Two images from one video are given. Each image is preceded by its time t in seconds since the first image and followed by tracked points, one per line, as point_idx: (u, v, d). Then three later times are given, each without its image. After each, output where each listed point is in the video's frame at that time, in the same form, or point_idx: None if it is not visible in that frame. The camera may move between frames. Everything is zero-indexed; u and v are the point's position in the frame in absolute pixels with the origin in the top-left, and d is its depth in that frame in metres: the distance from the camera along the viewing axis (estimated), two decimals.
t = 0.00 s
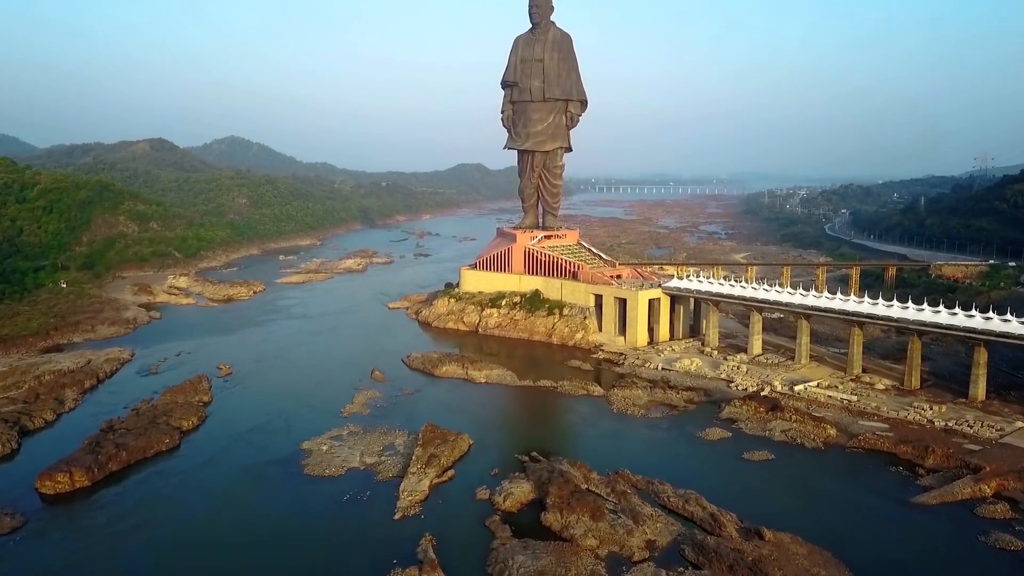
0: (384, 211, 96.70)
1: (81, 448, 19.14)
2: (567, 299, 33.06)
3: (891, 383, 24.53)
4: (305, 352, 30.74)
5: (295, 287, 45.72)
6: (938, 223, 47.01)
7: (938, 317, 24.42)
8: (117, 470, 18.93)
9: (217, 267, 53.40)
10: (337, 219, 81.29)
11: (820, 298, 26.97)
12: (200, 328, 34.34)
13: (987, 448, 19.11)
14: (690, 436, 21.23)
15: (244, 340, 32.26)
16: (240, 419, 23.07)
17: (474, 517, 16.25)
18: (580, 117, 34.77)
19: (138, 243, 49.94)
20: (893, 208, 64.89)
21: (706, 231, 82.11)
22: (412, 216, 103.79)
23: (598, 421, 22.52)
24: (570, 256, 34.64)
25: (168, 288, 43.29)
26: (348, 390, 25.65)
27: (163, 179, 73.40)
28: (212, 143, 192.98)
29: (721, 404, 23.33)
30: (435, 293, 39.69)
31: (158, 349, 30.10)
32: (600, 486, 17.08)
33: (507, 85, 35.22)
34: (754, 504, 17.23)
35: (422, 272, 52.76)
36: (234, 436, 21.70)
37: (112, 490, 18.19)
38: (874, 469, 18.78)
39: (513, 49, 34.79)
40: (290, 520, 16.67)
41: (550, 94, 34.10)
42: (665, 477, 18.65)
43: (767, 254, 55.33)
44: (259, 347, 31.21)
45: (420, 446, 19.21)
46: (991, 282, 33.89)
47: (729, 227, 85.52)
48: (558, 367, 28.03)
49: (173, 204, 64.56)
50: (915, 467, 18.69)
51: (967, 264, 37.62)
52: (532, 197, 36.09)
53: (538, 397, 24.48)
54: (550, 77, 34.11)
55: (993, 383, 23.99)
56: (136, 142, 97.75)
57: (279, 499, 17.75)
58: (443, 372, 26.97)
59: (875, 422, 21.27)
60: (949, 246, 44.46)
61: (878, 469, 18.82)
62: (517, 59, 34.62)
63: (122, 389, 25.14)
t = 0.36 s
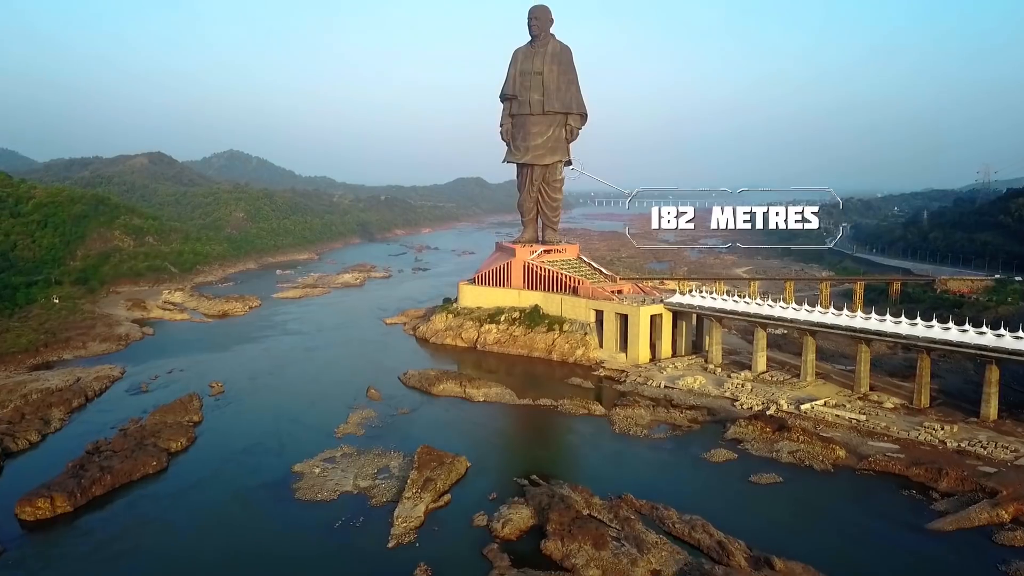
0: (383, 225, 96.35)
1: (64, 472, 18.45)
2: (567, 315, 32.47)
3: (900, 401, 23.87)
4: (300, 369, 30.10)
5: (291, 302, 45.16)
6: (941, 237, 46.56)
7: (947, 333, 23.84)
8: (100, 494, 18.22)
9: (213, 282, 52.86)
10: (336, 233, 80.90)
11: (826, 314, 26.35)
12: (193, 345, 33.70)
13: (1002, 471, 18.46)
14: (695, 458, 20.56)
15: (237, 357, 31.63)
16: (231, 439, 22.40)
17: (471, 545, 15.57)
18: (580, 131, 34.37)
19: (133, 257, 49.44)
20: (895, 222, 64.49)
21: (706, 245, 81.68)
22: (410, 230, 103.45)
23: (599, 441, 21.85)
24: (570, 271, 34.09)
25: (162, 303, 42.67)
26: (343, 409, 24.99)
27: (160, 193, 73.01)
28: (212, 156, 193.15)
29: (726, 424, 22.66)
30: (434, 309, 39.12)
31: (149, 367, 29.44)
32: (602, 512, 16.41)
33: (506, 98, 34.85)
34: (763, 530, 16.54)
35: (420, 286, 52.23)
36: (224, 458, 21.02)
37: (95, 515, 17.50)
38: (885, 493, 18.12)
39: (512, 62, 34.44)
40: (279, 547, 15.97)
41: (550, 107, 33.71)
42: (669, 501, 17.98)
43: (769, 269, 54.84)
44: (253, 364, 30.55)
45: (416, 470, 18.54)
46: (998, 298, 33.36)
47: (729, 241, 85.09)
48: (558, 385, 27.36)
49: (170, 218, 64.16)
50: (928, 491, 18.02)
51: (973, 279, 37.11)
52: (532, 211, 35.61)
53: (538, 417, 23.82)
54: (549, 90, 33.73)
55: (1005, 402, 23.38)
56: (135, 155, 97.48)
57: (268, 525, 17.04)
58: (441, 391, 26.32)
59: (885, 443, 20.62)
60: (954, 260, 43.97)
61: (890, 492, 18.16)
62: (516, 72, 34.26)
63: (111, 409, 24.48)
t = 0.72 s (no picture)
0: (382, 239, 95.99)
1: (45, 497, 17.75)
2: (567, 331, 31.86)
3: (910, 421, 23.21)
4: (294, 386, 29.46)
5: (288, 318, 44.59)
6: (945, 252, 46.11)
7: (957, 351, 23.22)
8: (83, 520, 17.52)
9: (209, 297, 52.29)
10: (334, 248, 80.46)
11: (832, 330, 25.71)
12: (186, 362, 33.06)
13: (1019, 495, 17.80)
14: (700, 480, 19.87)
15: (231, 374, 30.98)
16: (222, 461, 21.72)
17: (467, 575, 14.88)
18: (580, 144, 33.97)
19: (128, 272, 48.90)
20: (897, 236, 64.08)
21: (706, 259, 81.24)
22: (409, 244, 103.06)
23: (601, 463, 21.17)
24: (571, 287, 33.55)
25: (156, 319, 42.07)
26: (337, 428, 24.33)
27: (158, 208, 72.59)
28: (211, 170, 193.15)
29: (731, 445, 22.00)
30: (432, 325, 38.52)
31: (139, 385, 28.78)
32: (605, 540, 15.72)
33: (505, 111, 34.48)
34: (773, 558, 15.85)
35: (418, 301, 51.66)
36: (214, 480, 20.33)
37: (76, 541, 16.79)
38: (899, 518, 17.45)
39: (511, 75, 34.10)
40: None
41: (549, 120, 33.33)
42: (675, 526, 17.29)
43: (771, 283, 54.33)
44: (246, 382, 29.90)
45: (411, 494, 17.86)
46: (1006, 314, 32.81)
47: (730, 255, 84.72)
48: (558, 404, 26.71)
49: (166, 232, 63.69)
50: (943, 516, 17.35)
51: (979, 294, 36.59)
52: (531, 225, 35.12)
53: (537, 437, 23.15)
54: (549, 103, 33.36)
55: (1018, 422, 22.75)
56: (133, 170, 97.19)
57: (256, 552, 16.32)
58: (438, 410, 25.64)
59: (897, 465, 19.95)
60: (958, 274, 43.46)
61: (904, 517, 17.48)
62: (516, 85, 33.91)
63: (98, 428, 23.80)
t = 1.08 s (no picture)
0: (381, 252, 95.69)
1: (25, 523, 17.05)
2: (567, 347, 31.26)
3: (920, 440, 22.57)
4: (288, 404, 28.82)
5: (284, 333, 44.01)
6: (949, 266, 45.67)
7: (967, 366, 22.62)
8: (64, 547, 16.82)
9: (204, 311, 51.73)
10: (332, 261, 80.05)
11: (839, 346, 25.09)
12: (178, 378, 32.41)
13: None
14: (706, 503, 19.19)
15: (224, 391, 30.36)
16: (211, 482, 21.03)
17: None
18: (580, 157, 33.56)
19: (123, 286, 48.37)
20: (899, 250, 63.72)
21: (707, 273, 80.79)
22: (408, 257, 102.74)
23: (603, 485, 20.50)
24: (571, 301, 33.00)
25: (150, 334, 41.45)
26: (331, 448, 23.67)
27: (154, 222, 72.16)
28: (211, 184, 193.24)
29: (736, 465, 21.36)
30: (429, 340, 37.95)
31: (129, 403, 28.10)
32: (608, 568, 15.06)
33: (504, 124, 34.07)
34: None
35: (416, 315, 51.13)
36: (203, 502, 19.66)
37: (56, 569, 16.09)
38: (912, 544, 16.78)
39: (511, 88, 33.74)
40: None
41: (549, 134, 32.93)
42: (680, 552, 16.61)
43: (773, 298, 53.89)
44: (239, 399, 29.26)
45: (405, 519, 17.19)
46: (1014, 329, 32.28)
47: (730, 269, 84.32)
48: (558, 422, 26.06)
49: (163, 246, 63.28)
50: (959, 542, 16.69)
51: (986, 309, 36.08)
52: (530, 239, 34.61)
53: (537, 458, 22.47)
54: (548, 116, 32.98)
55: None
56: (131, 184, 96.85)
57: None
58: (435, 428, 24.99)
59: (908, 487, 19.30)
60: (963, 288, 42.99)
61: (918, 543, 16.81)
62: (515, 98, 33.54)
63: (85, 448, 23.12)
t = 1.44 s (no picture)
0: (380, 266, 95.30)
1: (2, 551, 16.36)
2: (568, 363, 30.65)
3: (931, 460, 21.89)
4: (282, 422, 28.16)
5: (280, 348, 43.41)
6: (954, 280, 45.15)
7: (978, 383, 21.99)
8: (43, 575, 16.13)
9: (200, 326, 51.15)
10: (331, 275, 79.59)
11: (846, 364, 24.42)
12: (170, 395, 31.71)
13: None
14: (712, 527, 18.51)
15: (217, 408, 29.70)
16: (200, 504, 20.34)
17: None
18: (580, 171, 33.13)
19: (118, 300, 47.80)
20: (902, 264, 63.29)
21: (708, 287, 80.32)
22: (407, 271, 102.32)
23: (605, 507, 19.81)
24: (571, 317, 32.40)
25: (143, 350, 40.79)
26: (324, 468, 22.97)
27: (152, 235, 71.66)
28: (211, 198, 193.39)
29: (743, 487, 20.68)
30: (427, 356, 37.34)
31: (118, 422, 27.42)
32: None
33: (503, 137, 33.66)
34: None
35: (415, 330, 50.54)
36: (191, 525, 18.97)
37: None
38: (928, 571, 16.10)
39: (510, 100, 33.37)
40: None
41: (549, 146, 32.51)
42: None
43: (775, 312, 53.38)
44: (232, 417, 28.56)
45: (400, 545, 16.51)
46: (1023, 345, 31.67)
47: (731, 283, 83.82)
48: (559, 441, 25.39)
49: (160, 260, 62.83)
50: (976, 569, 16.01)
51: (994, 324, 35.49)
52: (530, 253, 34.09)
53: (537, 479, 21.80)
54: (548, 129, 32.58)
55: None
56: (130, 198, 96.48)
57: None
58: (431, 448, 24.33)
59: (922, 510, 18.63)
60: (969, 303, 42.44)
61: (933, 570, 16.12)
62: (514, 111, 33.14)
63: (71, 469, 22.43)
